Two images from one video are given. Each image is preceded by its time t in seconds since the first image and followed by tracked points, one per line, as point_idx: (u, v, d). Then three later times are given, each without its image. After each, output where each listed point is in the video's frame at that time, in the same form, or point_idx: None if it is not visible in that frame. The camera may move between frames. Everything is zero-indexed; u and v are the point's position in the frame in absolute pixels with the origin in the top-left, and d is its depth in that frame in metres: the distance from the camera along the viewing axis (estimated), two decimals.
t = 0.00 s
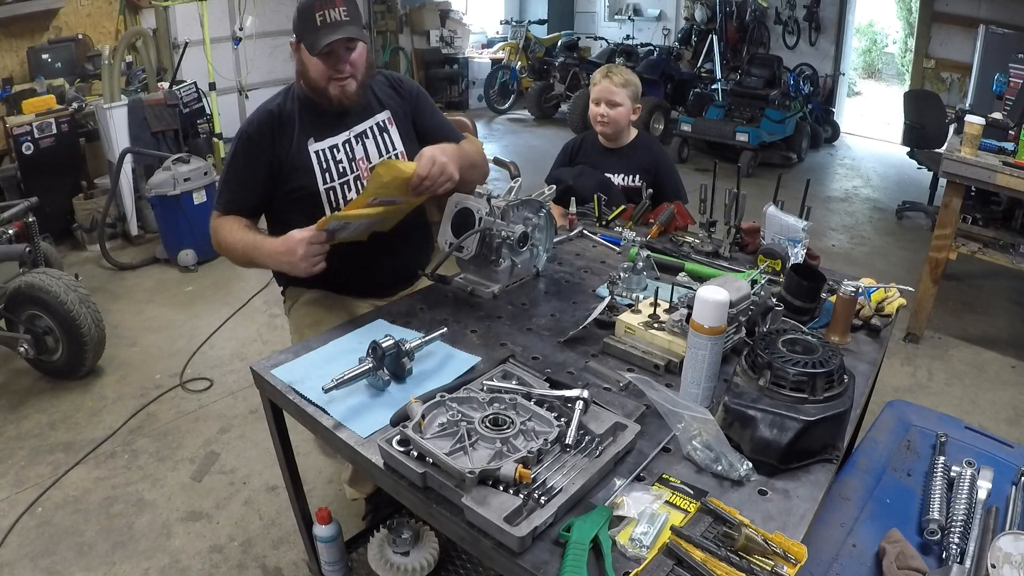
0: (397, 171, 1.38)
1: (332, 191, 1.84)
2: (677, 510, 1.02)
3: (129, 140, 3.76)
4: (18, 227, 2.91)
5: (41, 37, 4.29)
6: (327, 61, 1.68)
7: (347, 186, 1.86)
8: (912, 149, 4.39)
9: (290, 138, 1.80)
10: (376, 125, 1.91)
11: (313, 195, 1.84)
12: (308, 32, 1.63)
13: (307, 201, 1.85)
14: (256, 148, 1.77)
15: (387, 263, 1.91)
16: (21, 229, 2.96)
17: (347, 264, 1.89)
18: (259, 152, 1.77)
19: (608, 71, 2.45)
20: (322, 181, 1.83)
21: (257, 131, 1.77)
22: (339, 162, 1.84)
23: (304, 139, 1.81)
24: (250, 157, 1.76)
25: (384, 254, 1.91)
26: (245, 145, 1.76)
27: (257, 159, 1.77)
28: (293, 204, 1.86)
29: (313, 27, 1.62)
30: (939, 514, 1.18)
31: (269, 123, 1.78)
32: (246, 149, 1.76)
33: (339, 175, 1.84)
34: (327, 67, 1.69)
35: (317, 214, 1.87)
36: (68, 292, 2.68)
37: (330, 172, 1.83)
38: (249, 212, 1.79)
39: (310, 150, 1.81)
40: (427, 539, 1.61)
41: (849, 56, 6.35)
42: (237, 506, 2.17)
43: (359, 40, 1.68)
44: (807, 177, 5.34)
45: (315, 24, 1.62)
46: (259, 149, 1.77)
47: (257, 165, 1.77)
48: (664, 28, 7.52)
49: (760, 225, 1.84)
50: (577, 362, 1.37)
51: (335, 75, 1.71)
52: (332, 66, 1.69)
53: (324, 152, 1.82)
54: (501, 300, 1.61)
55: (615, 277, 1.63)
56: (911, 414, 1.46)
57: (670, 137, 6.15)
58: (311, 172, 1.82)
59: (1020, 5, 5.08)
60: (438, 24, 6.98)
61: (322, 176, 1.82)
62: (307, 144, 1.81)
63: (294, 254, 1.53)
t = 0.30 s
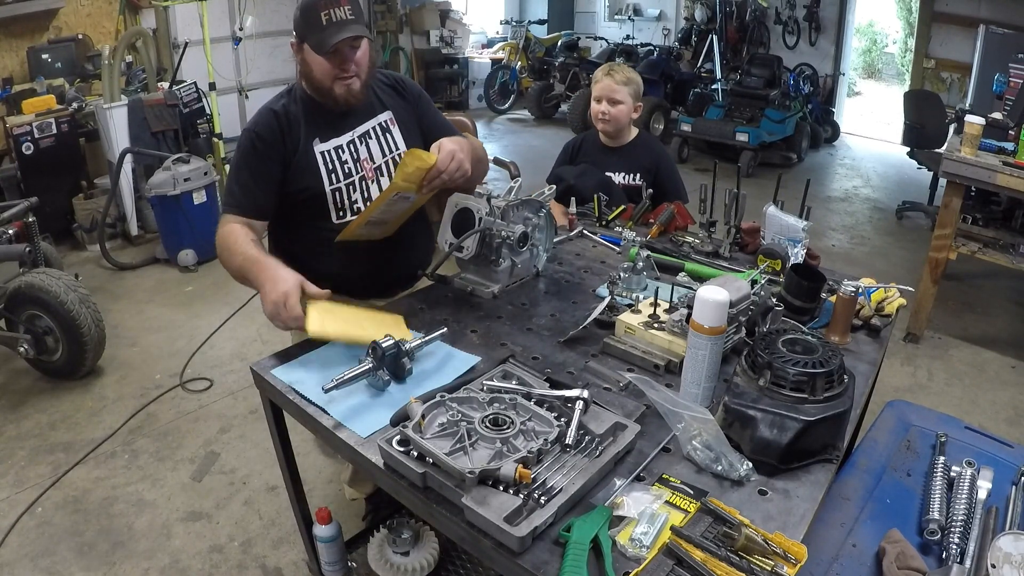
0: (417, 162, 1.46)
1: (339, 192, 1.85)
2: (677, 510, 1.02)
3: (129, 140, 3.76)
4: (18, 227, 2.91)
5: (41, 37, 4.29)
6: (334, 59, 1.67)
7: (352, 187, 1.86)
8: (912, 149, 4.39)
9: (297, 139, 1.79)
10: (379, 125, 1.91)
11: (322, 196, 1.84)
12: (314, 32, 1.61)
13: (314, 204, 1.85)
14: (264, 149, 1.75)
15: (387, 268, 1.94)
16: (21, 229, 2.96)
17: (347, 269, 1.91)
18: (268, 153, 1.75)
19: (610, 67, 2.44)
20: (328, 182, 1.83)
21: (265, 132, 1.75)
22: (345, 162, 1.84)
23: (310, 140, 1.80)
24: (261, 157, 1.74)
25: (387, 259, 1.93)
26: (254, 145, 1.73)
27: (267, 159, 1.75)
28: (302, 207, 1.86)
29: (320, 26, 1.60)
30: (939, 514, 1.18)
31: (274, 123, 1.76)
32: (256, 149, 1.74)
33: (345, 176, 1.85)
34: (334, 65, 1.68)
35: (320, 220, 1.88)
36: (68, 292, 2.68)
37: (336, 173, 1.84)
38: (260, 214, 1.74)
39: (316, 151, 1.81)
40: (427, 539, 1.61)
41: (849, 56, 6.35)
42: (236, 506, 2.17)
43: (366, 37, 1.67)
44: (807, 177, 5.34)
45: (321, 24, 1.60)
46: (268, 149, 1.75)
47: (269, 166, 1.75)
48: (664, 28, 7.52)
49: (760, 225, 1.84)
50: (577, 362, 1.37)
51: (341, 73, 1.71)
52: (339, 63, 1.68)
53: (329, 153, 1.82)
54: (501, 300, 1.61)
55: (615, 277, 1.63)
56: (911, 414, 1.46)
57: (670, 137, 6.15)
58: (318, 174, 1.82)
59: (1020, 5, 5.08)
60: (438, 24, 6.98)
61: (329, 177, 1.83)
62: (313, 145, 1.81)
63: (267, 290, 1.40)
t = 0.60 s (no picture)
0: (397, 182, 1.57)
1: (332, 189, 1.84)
2: (676, 510, 1.02)
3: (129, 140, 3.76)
4: (18, 227, 2.91)
5: (41, 37, 4.29)
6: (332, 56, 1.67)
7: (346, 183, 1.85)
8: (912, 149, 4.39)
9: (290, 135, 1.80)
10: (374, 124, 1.91)
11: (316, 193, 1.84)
12: (311, 29, 1.64)
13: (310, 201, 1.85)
14: (257, 145, 1.76)
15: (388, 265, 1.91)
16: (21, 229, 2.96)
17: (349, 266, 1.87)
18: (260, 149, 1.77)
19: (614, 65, 2.44)
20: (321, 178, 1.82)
21: (258, 129, 1.76)
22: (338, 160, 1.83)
23: (304, 137, 1.80)
24: (253, 152, 1.76)
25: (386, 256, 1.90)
26: (246, 141, 1.75)
27: (259, 155, 1.77)
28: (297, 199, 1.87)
29: (319, 24, 1.64)
30: (939, 514, 1.18)
31: (269, 121, 1.77)
32: (249, 144, 1.75)
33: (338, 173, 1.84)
34: (330, 62, 1.68)
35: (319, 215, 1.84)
36: (68, 292, 2.68)
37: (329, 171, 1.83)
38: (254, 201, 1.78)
39: (309, 148, 1.81)
40: (427, 539, 1.61)
41: (849, 56, 6.35)
42: (237, 506, 2.17)
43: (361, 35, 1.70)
44: (807, 177, 5.34)
45: (318, 20, 1.63)
46: (262, 143, 1.77)
47: (261, 161, 1.77)
48: (664, 28, 7.52)
49: (760, 225, 1.84)
50: (577, 362, 1.37)
51: (337, 71, 1.70)
52: (335, 61, 1.68)
53: (322, 151, 1.82)
54: (501, 300, 1.61)
55: (615, 277, 1.63)
56: (911, 414, 1.46)
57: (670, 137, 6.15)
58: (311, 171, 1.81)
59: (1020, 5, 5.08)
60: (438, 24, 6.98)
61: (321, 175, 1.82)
62: (307, 142, 1.81)
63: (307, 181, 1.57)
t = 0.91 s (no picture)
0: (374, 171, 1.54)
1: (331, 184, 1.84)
2: (676, 510, 1.02)
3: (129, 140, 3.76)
4: (17, 227, 2.90)
5: (41, 37, 4.29)
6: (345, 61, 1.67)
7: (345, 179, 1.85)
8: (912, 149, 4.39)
9: (286, 129, 1.80)
10: (374, 122, 1.91)
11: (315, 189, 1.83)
12: (328, 33, 1.61)
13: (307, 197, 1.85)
14: (256, 133, 1.76)
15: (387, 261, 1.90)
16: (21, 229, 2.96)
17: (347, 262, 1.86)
18: (257, 137, 1.77)
19: (607, 66, 2.40)
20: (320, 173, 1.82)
21: (258, 118, 1.77)
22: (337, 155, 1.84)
23: (304, 133, 1.80)
24: (251, 139, 1.75)
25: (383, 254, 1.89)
26: (243, 128, 1.75)
27: (255, 143, 1.76)
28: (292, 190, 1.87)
29: (334, 28, 1.61)
30: (939, 514, 1.18)
31: (272, 112, 1.78)
32: (248, 129, 1.75)
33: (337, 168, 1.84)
34: (340, 66, 1.68)
35: (316, 209, 1.83)
36: (68, 292, 2.68)
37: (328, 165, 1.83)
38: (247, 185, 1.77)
39: (309, 143, 1.81)
40: (427, 539, 1.61)
41: (849, 56, 6.35)
42: (236, 506, 2.17)
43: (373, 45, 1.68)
44: (807, 177, 5.34)
45: (336, 27, 1.60)
46: (257, 131, 1.77)
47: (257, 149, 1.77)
48: (664, 28, 7.52)
49: (759, 225, 1.84)
50: (577, 362, 1.37)
51: (344, 76, 1.71)
52: (345, 66, 1.68)
53: (322, 146, 1.82)
54: (501, 300, 1.61)
55: (615, 277, 1.63)
56: (911, 414, 1.46)
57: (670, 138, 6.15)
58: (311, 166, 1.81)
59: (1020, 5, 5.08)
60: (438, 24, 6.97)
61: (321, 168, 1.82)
62: (307, 137, 1.81)
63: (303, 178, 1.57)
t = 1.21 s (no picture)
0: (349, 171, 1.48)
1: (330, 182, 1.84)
2: (676, 510, 1.02)
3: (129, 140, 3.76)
4: (17, 227, 2.90)
5: (41, 37, 4.28)
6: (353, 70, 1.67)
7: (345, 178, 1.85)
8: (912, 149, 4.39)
9: (281, 128, 1.80)
10: (374, 121, 1.91)
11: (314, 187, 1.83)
12: (342, 42, 1.60)
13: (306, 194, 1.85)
14: (251, 127, 1.77)
15: (387, 259, 1.90)
16: (21, 229, 2.96)
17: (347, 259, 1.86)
18: (252, 132, 1.78)
19: (613, 74, 2.34)
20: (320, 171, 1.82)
21: (253, 112, 1.77)
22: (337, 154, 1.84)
23: (304, 132, 1.81)
24: (245, 132, 1.76)
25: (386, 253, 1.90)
26: (238, 122, 1.76)
27: (249, 136, 1.77)
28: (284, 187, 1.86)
29: (349, 37, 1.60)
30: (939, 514, 1.18)
31: (268, 108, 1.79)
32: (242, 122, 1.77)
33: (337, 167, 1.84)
34: (346, 75, 1.68)
35: (316, 205, 1.83)
36: (68, 292, 2.68)
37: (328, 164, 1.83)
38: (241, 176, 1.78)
39: (310, 142, 1.81)
40: (427, 539, 1.62)
41: (849, 56, 6.35)
42: (236, 506, 2.17)
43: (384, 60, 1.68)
44: (807, 177, 5.34)
45: (353, 37, 1.60)
46: (249, 126, 1.77)
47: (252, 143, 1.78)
48: (664, 28, 7.52)
49: (759, 225, 1.84)
50: (577, 362, 1.37)
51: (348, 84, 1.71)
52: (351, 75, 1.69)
53: (322, 145, 1.82)
54: (501, 300, 1.61)
55: (615, 277, 1.63)
56: (911, 414, 1.46)
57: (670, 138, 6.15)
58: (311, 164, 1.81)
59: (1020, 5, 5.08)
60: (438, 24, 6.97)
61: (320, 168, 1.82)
62: (307, 136, 1.81)
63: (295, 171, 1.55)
